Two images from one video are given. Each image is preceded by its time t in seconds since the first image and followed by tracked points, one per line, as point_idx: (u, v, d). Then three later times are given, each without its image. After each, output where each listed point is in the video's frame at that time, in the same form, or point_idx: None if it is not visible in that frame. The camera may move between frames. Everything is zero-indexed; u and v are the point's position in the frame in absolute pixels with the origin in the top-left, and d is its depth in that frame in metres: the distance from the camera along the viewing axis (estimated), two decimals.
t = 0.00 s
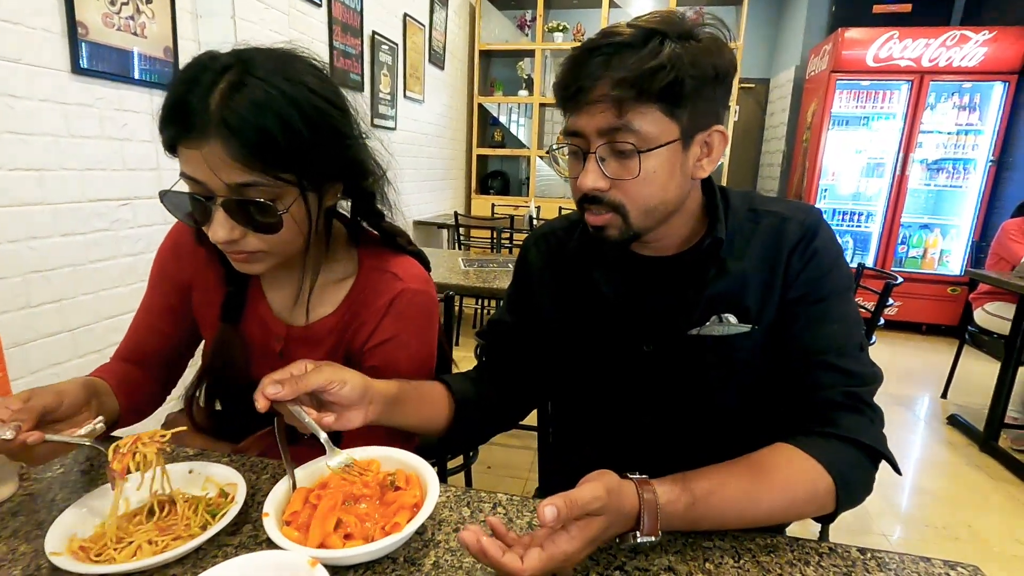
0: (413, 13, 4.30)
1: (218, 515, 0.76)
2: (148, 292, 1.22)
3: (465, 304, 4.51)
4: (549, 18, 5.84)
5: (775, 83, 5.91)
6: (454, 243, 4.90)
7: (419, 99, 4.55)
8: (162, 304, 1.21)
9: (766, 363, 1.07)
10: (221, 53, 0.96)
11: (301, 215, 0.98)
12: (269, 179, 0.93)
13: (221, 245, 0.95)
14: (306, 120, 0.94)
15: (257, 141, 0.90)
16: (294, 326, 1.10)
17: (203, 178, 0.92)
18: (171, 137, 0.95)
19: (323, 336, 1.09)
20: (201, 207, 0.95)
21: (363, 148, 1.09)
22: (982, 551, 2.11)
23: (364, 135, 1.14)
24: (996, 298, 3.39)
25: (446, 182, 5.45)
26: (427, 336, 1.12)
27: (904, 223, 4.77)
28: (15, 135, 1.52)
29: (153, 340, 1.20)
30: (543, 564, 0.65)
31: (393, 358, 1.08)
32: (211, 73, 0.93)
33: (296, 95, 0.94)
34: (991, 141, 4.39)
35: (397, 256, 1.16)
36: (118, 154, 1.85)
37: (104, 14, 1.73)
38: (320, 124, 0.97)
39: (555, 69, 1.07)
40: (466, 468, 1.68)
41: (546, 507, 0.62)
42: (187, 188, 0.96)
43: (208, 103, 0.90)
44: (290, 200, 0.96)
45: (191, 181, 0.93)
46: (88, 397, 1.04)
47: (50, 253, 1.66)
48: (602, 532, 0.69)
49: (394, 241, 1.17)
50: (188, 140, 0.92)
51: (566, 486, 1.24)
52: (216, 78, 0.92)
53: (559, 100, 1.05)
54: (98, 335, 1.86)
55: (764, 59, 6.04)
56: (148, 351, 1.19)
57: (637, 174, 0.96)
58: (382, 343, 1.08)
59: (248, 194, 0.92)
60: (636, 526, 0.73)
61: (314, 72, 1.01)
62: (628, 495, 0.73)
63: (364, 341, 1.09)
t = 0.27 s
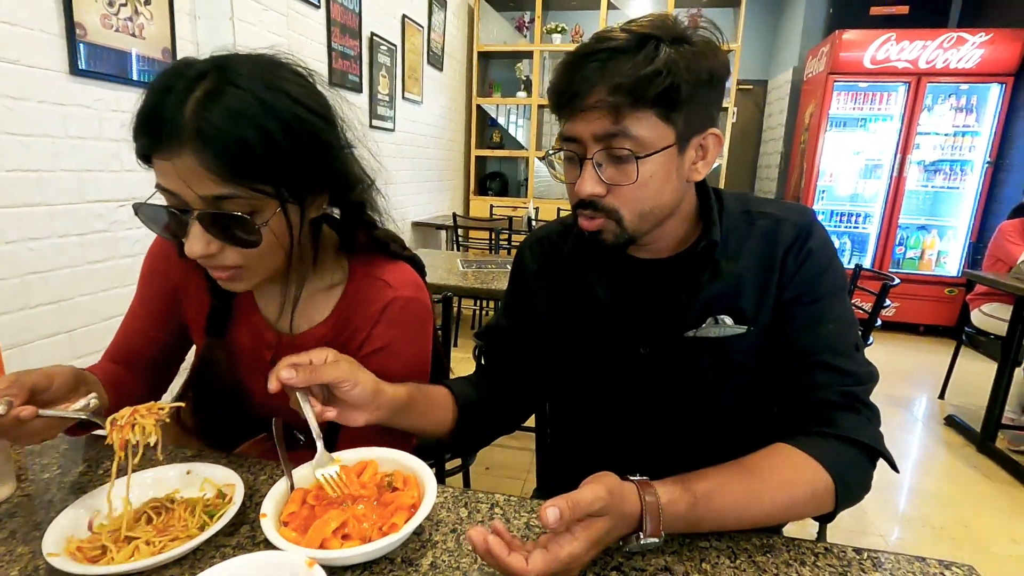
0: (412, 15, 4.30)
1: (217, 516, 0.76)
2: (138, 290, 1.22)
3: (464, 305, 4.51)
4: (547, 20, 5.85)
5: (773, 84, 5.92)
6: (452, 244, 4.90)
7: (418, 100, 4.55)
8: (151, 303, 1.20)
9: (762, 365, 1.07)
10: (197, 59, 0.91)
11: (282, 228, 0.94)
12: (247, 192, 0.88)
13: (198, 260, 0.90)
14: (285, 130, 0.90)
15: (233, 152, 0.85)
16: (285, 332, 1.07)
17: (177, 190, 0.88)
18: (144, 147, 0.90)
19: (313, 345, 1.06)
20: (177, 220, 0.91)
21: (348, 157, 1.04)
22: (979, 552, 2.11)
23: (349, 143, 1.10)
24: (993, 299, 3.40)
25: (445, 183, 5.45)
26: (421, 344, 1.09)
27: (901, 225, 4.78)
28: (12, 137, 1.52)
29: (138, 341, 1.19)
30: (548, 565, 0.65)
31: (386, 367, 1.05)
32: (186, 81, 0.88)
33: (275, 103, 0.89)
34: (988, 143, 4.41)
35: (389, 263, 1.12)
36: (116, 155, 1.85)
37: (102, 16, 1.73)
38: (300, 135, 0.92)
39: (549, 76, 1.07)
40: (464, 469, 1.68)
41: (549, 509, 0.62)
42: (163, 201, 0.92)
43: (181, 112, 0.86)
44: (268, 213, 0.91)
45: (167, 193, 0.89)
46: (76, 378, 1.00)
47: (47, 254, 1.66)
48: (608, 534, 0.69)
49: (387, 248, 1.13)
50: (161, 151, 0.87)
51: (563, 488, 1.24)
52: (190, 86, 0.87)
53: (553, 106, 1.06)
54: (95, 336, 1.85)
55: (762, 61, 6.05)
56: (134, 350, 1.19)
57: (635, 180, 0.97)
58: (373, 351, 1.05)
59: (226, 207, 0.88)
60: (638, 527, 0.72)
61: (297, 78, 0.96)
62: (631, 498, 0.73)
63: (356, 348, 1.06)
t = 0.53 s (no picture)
0: (413, 17, 4.31)
1: (218, 518, 0.76)
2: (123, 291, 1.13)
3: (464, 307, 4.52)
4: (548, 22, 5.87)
5: (773, 87, 5.93)
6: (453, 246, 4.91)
7: (418, 102, 4.55)
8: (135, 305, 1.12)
9: (761, 368, 1.07)
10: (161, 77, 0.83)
11: (249, 254, 0.84)
12: (209, 217, 0.78)
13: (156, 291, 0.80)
14: (254, 153, 0.81)
15: (193, 172, 0.76)
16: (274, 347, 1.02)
17: (133, 215, 0.78)
18: (99, 169, 0.81)
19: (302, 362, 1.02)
20: (136, 249, 0.81)
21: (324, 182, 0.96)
22: (979, 554, 2.11)
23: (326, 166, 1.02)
24: (993, 302, 3.40)
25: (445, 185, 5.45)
26: (415, 358, 1.05)
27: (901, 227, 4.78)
28: (14, 138, 1.53)
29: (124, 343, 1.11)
30: None
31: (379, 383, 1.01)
32: (146, 96, 0.80)
33: (244, 122, 0.80)
34: (988, 146, 4.41)
35: (380, 272, 1.07)
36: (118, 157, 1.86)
37: (105, 18, 1.74)
38: (271, 158, 0.83)
39: (548, 81, 1.08)
40: (464, 471, 1.68)
41: (548, 517, 0.64)
42: (121, 226, 0.83)
43: (140, 130, 0.77)
44: (233, 237, 0.81)
45: (124, 219, 0.80)
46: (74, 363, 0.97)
47: (48, 256, 1.66)
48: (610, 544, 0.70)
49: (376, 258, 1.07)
50: (116, 171, 0.78)
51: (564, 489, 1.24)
52: (151, 102, 0.79)
53: (553, 111, 1.07)
54: (96, 338, 1.86)
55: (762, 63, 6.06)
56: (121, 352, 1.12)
57: (635, 184, 0.98)
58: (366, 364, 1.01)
59: (186, 232, 0.78)
60: (640, 535, 0.72)
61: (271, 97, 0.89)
62: (631, 509, 0.73)
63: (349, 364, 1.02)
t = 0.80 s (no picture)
0: (415, 16, 4.31)
1: (220, 517, 0.76)
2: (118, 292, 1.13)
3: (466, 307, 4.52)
4: (551, 21, 5.86)
5: (776, 87, 5.92)
6: (455, 246, 4.91)
7: (420, 101, 4.54)
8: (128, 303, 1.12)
9: (763, 368, 1.07)
10: (115, 88, 0.80)
11: (207, 274, 0.81)
12: (158, 233, 0.75)
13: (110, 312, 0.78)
14: (210, 166, 0.78)
15: (141, 189, 0.73)
16: (260, 360, 1.02)
17: (82, 234, 0.76)
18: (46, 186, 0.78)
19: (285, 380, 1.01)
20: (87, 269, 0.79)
21: (293, 197, 0.93)
22: (981, 555, 2.11)
23: (295, 180, 0.98)
24: (996, 303, 3.39)
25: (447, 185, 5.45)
26: (407, 365, 1.05)
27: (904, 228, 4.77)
28: (17, 137, 1.53)
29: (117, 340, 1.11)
30: None
31: (368, 391, 1.01)
32: (96, 109, 0.77)
33: (195, 135, 0.77)
34: (991, 146, 4.40)
35: (366, 283, 1.07)
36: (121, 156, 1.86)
37: (107, 17, 1.74)
38: (230, 172, 0.80)
39: (551, 81, 1.08)
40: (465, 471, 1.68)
41: (558, 527, 0.64)
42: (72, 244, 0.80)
43: (85, 145, 0.74)
44: (185, 258, 0.78)
45: (74, 239, 0.77)
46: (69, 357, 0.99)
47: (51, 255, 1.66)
48: (615, 549, 0.70)
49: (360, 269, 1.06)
50: (61, 188, 0.75)
51: (565, 489, 1.24)
52: (100, 116, 0.76)
53: (555, 113, 1.07)
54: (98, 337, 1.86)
55: (765, 63, 6.05)
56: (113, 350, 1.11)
57: (639, 184, 0.97)
58: (354, 378, 1.01)
59: (135, 250, 0.75)
60: (645, 541, 0.72)
61: (234, 110, 0.86)
62: (634, 513, 0.73)
63: (338, 375, 1.02)
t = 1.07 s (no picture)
0: (417, 13, 4.30)
1: (221, 514, 0.76)
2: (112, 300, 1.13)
3: (467, 304, 4.51)
4: (553, 18, 5.85)
5: (778, 85, 5.91)
6: (456, 243, 4.90)
7: (421, 98, 4.54)
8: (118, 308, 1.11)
9: (766, 365, 1.07)
10: (92, 95, 0.78)
11: (196, 286, 0.80)
12: (148, 245, 0.75)
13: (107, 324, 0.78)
14: (190, 176, 0.75)
15: (122, 208, 0.72)
16: (260, 359, 1.01)
17: (76, 248, 0.76)
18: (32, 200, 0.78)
19: (285, 376, 1.00)
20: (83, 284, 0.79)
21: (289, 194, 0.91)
22: (982, 554, 2.10)
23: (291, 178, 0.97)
24: (999, 302, 3.39)
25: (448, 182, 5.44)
26: (406, 364, 1.06)
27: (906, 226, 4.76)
28: (17, 132, 1.52)
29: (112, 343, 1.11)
30: None
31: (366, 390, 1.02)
32: (73, 122, 0.75)
33: (175, 147, 0.74)
34: (994, 144, 4.38)
35: (366, 281, 1.07)
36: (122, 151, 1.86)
37: (108, 12, 1.73)
38: (211, 179, 0.77)
39: (555, 78, 1.08)
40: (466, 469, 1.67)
41: (561, 527, 0.64)
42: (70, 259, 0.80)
43: (65, 162, 0.73)
44: (174, 272, 0.77)
45: (69, 252, 0.78)
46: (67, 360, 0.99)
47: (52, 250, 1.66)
48: (619, 549, 0.69)
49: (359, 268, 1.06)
50: (48, 207, 0.75)
51: (566, 486, 1.24)
52: (77, 128, 0.74)
53: (558, 111, 1.06)
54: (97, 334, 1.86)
55: (767, 61, 6.03)
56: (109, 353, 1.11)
57: (644, 181, 0.97)
58: (354, 376, 1.01)
59: (128, 263, 0.75)
60: (650, 541, 0.71)
61: (220, 111, 0.83)
62: (637, 513, 0.73)
63: (337, 374, 1.01)
